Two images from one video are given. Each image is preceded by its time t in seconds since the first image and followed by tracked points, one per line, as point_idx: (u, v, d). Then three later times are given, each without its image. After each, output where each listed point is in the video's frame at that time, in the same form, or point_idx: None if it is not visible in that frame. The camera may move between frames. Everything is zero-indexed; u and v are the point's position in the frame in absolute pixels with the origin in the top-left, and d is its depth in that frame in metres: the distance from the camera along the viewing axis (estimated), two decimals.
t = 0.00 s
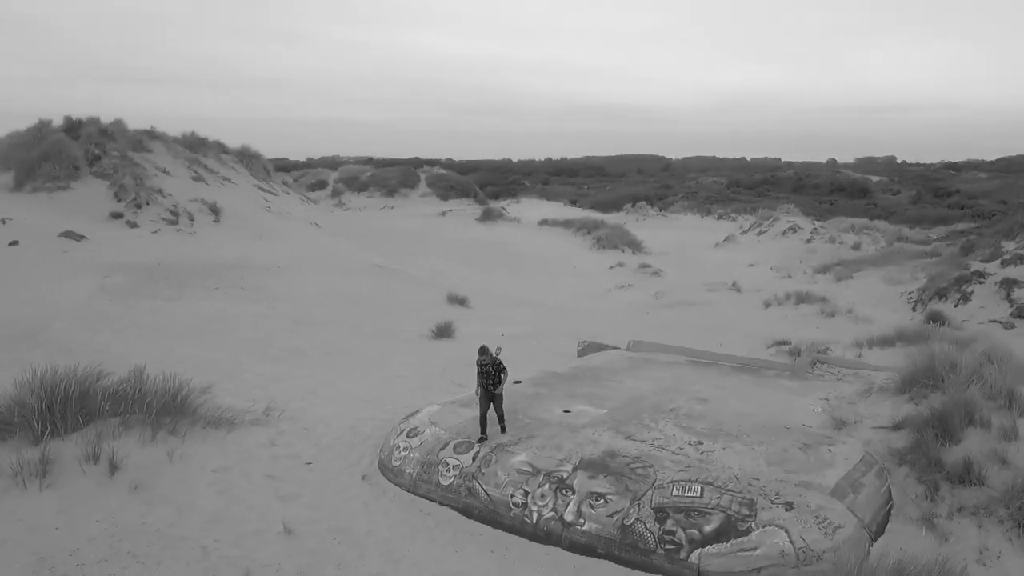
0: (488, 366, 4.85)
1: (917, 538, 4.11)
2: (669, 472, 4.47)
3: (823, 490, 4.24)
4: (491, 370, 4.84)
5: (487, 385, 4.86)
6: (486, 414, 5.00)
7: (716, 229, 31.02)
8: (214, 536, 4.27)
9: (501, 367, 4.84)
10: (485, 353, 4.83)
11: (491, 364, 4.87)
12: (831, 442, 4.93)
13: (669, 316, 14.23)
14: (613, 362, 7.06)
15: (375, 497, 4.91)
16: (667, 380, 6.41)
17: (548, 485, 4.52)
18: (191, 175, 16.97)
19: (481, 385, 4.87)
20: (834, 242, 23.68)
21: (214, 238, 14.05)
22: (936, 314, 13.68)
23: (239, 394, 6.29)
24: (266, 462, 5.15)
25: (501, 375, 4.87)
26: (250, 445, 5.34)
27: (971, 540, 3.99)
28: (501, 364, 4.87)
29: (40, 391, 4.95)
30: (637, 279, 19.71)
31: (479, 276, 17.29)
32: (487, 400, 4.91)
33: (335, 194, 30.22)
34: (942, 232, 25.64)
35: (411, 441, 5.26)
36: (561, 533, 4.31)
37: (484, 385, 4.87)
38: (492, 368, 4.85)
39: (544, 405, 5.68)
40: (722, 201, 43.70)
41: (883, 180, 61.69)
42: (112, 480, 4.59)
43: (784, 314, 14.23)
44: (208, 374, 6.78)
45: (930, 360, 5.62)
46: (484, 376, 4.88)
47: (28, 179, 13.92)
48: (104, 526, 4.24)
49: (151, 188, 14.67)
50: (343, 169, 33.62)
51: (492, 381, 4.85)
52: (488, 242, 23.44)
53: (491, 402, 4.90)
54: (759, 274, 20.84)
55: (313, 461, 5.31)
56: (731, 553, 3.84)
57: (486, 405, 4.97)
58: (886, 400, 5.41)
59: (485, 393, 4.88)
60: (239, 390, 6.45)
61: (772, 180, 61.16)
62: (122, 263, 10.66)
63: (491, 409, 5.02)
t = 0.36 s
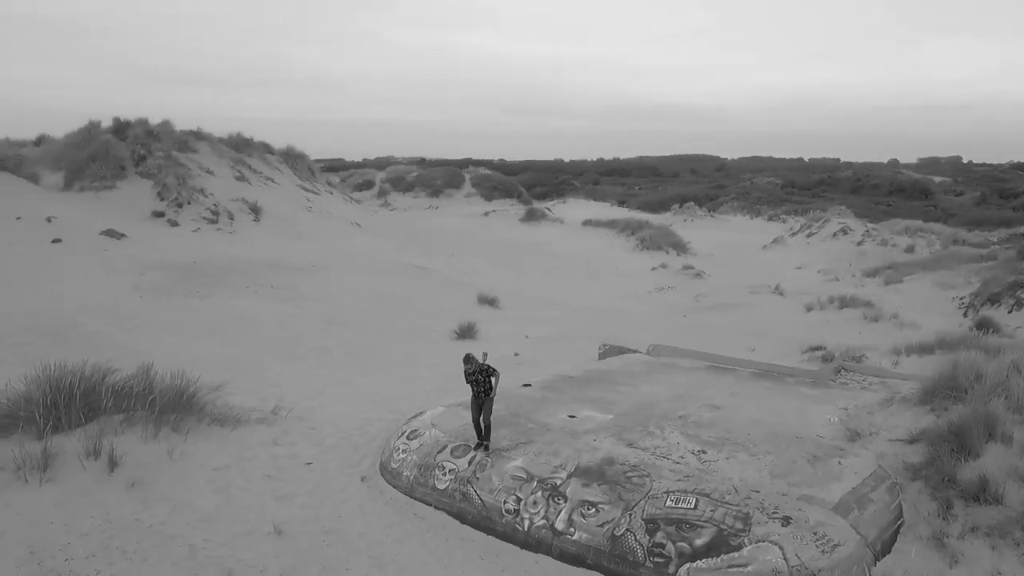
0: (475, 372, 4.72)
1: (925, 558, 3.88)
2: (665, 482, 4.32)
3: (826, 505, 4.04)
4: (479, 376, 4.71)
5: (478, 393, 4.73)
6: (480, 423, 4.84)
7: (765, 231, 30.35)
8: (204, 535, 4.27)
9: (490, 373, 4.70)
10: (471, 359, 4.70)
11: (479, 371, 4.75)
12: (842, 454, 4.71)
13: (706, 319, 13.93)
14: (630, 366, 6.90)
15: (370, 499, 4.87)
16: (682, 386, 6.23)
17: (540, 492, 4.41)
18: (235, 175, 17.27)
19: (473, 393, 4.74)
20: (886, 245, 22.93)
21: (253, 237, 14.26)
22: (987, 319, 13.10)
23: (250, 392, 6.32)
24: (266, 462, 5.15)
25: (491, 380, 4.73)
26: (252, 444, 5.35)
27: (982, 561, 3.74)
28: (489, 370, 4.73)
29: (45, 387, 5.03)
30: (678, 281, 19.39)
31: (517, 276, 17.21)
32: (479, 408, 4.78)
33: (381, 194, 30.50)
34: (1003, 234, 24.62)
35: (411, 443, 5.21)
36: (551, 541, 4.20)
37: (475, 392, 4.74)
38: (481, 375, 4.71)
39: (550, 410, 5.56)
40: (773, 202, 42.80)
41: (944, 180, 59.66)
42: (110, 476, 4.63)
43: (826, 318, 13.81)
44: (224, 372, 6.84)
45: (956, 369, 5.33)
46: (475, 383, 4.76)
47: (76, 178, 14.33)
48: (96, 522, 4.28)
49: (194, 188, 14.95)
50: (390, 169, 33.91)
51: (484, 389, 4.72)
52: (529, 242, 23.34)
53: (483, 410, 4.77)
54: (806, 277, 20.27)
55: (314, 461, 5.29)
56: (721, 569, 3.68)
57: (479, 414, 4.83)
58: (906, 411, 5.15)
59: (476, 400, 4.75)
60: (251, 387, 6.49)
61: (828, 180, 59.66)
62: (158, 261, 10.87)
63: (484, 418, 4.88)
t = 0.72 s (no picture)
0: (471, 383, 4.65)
1: None
2: (667, 493, 4.16)
3: (833, 522, 3.84)
4: (477, 386, 4.66)
5: (474, 404, 4.68)
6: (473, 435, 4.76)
7: (825, 233, 29.45)
8: (201, 531, 4.30)
9: (487, 383, 4.66)
10: (466, 370, 4.64)
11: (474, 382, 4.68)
12: (861, 469, 4.47)
13: (752, 323, 13.55)
14: (653, 371, 6.73)
15: (374, 500, 4.84)
16: (704, 393, 6.04)
17: (538, 499, 4.30)
18: (285, 175, 17.56)
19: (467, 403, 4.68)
20: (952, 248, 21.96)
21: (298, 235, 14.47)
22: None
23: (269, 390, 6.36)
24: (273, 460, 5.16)
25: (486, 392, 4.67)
26: (262, 442, 5.37)
27: None
28: (484, 381, 4.69)
29: (63, 381, 5.15)
30: (729, 283, 18.95)
31: (562, 277, 17.06)
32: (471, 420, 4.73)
33: (434, 194, 30.70)
34: None
35: (416, 445, 5.16)
36: (546, 551, 4.09)
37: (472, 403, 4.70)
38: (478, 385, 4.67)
39: (561, 414, 5.45)
40: (837, 204, 41.54)
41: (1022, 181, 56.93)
42: (117, 470, 4.71)
43: (879, 324, 13.28)
44: (248, 368, 6.90)
45: (991, 382, 5.02)
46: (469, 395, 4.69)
47: (131, 177, 14.77)
48: (100, 515, 4.34)
49: (243, 188, 15.25)
50: (445, 170, 34.08)
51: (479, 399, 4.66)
52: (579, 243, 23.13)
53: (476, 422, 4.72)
54: (865, 281, 19.57)
55: (322, 460, 5.28)
56: None
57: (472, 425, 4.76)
58: (935, 426, 4.87)
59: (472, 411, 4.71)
60: (271, 384, 6.53)
61: (897, 181, 57.59)
62: (201, 259, 11.10)
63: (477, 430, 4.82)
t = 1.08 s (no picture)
0: (457, 406, 4.52)
1: None
2: (667, 505, 4.00)
3: (838, 542, 3.63)
4: (463, 409, 4.52)
5: (462, 425, 4.56)
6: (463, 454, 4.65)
7: (891, 236, 28.40)
8: (201, 528, 4.32)
9: (476, 404, 4.54)
10: (452, 393, 4.49)
11: (461, 405, 4.53)
12: (879, 486, 4.23)
13: (802, 328, 13.13)
14: (678, 377, 6.54)
15: (377, 502, 4.81)
16: (727, 400, 5.83)
17: (536, 507, 4.20)
18: (337, 175, 17.79)
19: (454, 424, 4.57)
20: None
21: (345, 235, 14.63)
22: None
23: (290, 388, 6.40)
24: (283, 459, 5.18)
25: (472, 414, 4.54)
26: (274, 440, 5.39)
27: None
28: (472, 402, 4.56)
29: (82, 376, 5.27)
30: (784, 287, 18.42)
31: (609, 279, 16.85)
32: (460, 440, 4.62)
33: (488, 195, 30.77)
34: None
35: (423, 448, 5.11)
36: (541, 560, 3.99)
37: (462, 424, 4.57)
38: (467, 406, 4.53)
39: (573, 419, 5.33)
40: (907, 206, 40.04)
41: None
42: (127, 465, 4.78)
43: (938, 331, 12.70)
44: (273, 366, 6.97)
45: None
46: (457, 416, 4.55)
47: (186, 177, 15.18)
48: (105, 508, 4.41)
49: (293, 187, 15.50)
50: (501, 170, 34.13)
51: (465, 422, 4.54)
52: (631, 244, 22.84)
53: (464, 441, 4.61)
54: (929, 285, 18.76)
55: (332, 460, 5.27)
56: None
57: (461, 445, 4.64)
58: (966, 442, 4.58)
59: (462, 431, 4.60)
60: (293, 382, 6.57)
61: (973, 181, 55.22)
62: (245, 257, 11.30)
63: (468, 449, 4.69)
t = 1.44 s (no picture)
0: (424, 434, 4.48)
1: None
2: (663, 518, 3.85)
3: (839, 564, 3.44)
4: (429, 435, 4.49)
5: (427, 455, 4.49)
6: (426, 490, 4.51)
7: (962, 239, 27.21)
8: (200, 525, 4.35)
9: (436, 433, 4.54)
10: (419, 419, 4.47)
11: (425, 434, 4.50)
12: (895, 505, 4.00)
13: (854, 334, 12.66)
14: (703, 384, 6.34)
15: (380, 504, 4.77)
16: (749, 409, 5.61)
17: (531, 516, 4.10)
18: (386, 175, 17.96)
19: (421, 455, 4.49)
20: None
21: (389, 234, 14.74)
22: None
23: (310, 387, 6.44)
24: (292, 458, 5.20)
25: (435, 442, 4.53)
26: (285, 439, 5.42)
27: None
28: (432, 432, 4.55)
29: (100, 372, 5.40)
30: (841, 291, 17.82)
31: (656, 281, 16.57)
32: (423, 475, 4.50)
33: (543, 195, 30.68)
34: None
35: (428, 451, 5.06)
36: (531, 570, 3.89)
37: (426, 452, 4.51)
38: (429, 435, 4.50)
39: (585, 426, 5.20)
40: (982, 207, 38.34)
41: None
42: (138, 460, 4.86)
43: (1001, 339, 12.06)
44: (298, 365, 7.03)
45: None
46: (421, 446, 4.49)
47: (238, 177, 15.54)
48: (112, 502, 4.49)
49: (341, 187, 15.69)
50: (556, 170, 34.00)
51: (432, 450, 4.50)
52: (685, 246, 22.44)
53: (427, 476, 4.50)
54: (998, 290, 17.90)
55: (340, 461, 5.26)
56: None
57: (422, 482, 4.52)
58: (996, 462, 4.30)
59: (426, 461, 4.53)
60: (315, 381, 6.61)
61: None
62: (287, 256, 11.46)
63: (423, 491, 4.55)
